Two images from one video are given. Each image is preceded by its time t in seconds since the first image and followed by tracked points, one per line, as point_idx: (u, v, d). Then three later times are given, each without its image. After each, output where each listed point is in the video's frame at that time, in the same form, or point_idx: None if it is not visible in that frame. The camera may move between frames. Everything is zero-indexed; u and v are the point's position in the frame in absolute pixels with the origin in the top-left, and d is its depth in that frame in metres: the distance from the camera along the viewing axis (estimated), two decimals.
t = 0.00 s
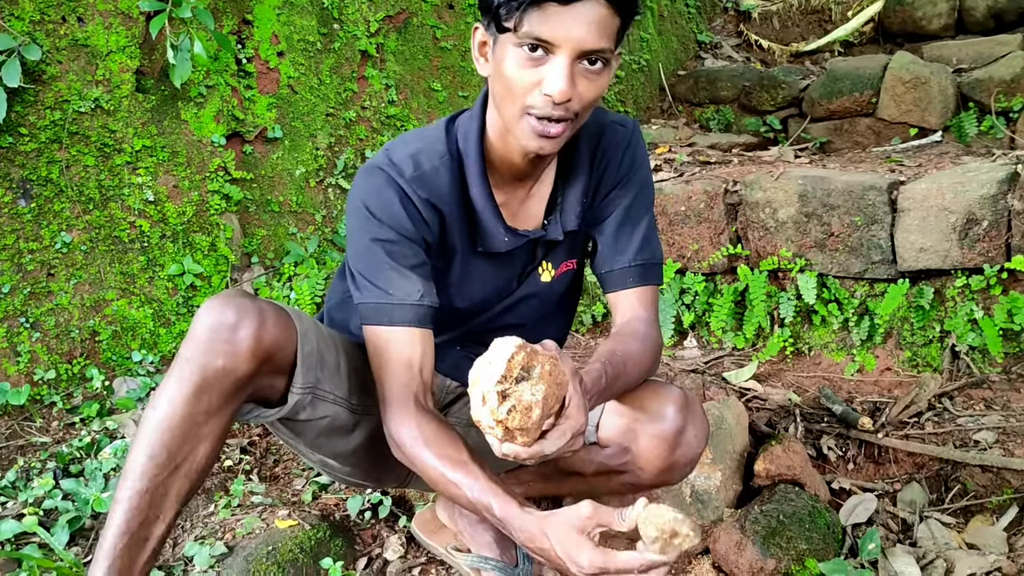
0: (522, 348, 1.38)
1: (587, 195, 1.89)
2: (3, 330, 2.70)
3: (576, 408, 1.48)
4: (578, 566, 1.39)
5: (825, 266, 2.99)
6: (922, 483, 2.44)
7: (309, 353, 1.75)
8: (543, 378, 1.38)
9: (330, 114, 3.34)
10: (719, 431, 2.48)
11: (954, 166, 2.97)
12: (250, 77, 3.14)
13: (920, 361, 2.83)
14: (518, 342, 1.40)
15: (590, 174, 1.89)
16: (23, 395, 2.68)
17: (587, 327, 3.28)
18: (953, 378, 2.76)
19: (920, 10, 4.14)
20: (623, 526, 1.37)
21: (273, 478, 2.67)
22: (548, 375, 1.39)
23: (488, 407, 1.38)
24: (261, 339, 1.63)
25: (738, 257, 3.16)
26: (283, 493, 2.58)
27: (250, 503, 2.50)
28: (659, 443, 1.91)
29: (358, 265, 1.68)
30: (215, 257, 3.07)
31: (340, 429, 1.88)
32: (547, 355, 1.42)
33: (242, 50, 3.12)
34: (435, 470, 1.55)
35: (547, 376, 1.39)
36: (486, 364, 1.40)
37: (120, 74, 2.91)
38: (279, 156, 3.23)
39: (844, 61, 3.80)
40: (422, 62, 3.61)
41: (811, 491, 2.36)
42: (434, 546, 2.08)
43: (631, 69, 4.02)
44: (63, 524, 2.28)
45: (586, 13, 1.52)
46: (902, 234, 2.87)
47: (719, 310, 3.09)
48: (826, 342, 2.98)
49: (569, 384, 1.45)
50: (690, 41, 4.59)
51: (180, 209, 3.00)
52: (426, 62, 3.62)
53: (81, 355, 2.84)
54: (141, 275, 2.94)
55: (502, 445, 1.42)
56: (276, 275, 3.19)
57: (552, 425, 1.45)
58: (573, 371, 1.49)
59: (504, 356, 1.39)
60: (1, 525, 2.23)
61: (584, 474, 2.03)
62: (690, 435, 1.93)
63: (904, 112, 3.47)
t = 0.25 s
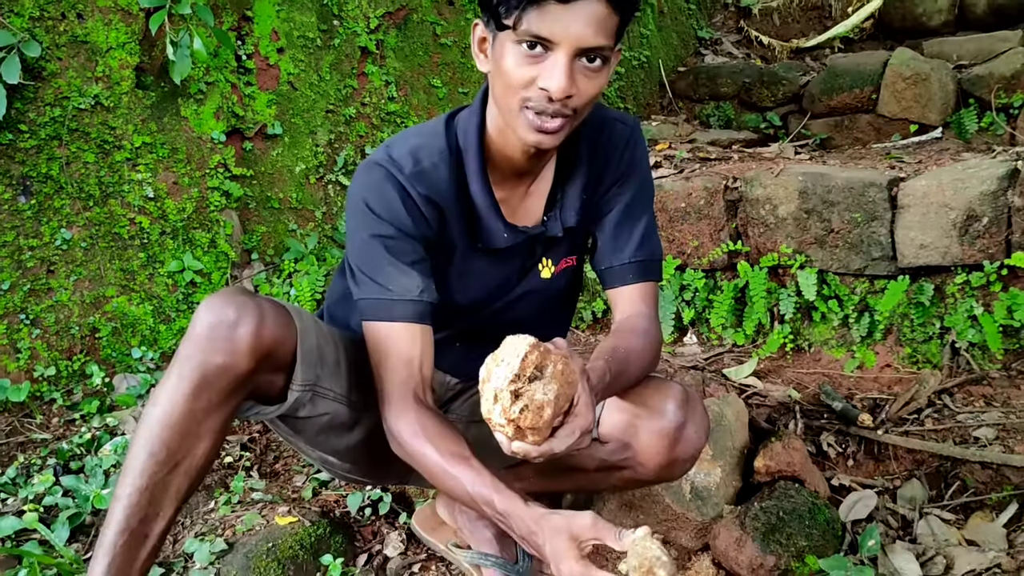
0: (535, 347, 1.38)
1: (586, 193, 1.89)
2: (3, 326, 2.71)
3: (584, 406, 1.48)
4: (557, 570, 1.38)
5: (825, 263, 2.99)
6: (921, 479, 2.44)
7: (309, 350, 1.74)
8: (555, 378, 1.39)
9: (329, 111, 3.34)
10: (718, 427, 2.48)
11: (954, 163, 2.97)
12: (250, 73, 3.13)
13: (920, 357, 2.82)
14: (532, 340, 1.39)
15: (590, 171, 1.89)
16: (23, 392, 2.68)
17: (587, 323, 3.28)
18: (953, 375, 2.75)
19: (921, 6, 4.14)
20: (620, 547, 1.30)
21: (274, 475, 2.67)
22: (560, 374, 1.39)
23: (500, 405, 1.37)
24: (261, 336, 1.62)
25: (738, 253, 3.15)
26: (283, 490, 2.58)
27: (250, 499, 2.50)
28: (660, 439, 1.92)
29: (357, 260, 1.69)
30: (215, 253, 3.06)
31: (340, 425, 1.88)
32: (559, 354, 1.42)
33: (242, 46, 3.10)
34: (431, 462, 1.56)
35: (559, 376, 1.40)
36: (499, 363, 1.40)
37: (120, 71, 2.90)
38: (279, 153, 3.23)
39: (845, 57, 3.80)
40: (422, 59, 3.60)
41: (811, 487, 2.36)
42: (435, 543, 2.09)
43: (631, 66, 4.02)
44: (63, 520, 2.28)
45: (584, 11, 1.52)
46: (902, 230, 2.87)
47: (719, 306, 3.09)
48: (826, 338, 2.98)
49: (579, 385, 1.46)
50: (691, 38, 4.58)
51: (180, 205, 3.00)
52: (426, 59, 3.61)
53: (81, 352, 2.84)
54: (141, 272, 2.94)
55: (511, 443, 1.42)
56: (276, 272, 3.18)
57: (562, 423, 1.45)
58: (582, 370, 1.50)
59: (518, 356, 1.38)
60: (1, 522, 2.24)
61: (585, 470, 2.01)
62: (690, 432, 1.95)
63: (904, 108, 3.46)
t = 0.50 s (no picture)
0: (536, 347, 1.35)
1: (587, 189, 1.86)
2: None
3: (585, 405, 1.46)
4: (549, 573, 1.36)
5: (829, 259, 2.97)
6: (925, 478, 2.41)
7: (306, 349, 1.72)
8: (555, 378, 1.36)
9: (327, 106, 3.29)
10: (721, 425, 2.45)
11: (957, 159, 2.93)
12: (247, 68, 3.09)
13: (924, 355, 2.79)
14: (532, 340, 1.36)
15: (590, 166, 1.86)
16: (19, 390, 2.66)
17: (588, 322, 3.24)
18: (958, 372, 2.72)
19: None
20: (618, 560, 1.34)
21: (271, 473, 2.64)
22: (561, 374, 1.36)
23: (500, 406, 1.34)
24: (258, 334, 1.60)
25: (741, 250, 3.09)
26: (281, 489, 2.56)
27: (247, 499, 2.47)
28: (662, 437, 1.90)
29: (356, 257, 1.67)
30: (212, 249, 3.03)
31: (338, 425, 1.85)
32: (559, 353, 1.38)
33: (239, 40, 3.07)
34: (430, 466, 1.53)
35: (559, 376, 1.36)
36: (498, 362, 1.36)
37: (115, 66, 2.86)
38: (276, 148, 3.19)
39: (848, 51, 3.77)
40: (421, 52, 3.52)
41: (815, 487, 2.33)
42: (434, 543, 2.06)
43: (633, 60, 3.97)
44: (59, 520, 2.26)
45: (596, 17, 1.50)
46: (906, 227, 2.84)
47: (721, 303, 3.03)
48: (829, 335, 2.92)
49: (578, 383, 1.42)
50: (693, 32, 4.53)
51: (176, 201, 2.96)
52: (425, 52, 3.53)
53: (77, 350, 2.81)
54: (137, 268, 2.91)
55: (511, 443, 1.39)
56: (273, 268, 3.15)
57: (563, 423, 1.42)
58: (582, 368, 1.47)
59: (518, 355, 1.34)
60: None
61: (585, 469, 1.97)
62: (692, 430, 1.92)
63: (908, 103, 3.43)
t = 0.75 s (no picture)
0: (526, 340, 1.36)
1: (586, 187, 1.88)
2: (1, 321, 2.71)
3: (578, 397, 1.47)
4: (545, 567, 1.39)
5: (827, 257, 2.96)
6: (923, 474, 2.43)
7: (307, 346, 1.74)
8: (546, 371, 1.36)
9: (328, 105, 3.31)
10: (720, 422, 2.46)
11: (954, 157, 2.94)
12: (248, 67, 3.11)
13: (922, 352, 2.81)
14: (522, 334, 1.37)
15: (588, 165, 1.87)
16: (22, 387, 2.68)
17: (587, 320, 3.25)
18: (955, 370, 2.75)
19: None
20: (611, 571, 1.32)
21: (273, 470, 2.66)
22: (552, 367, 1.36)
23: (492, 400, 1.36)
24: (259, 332, 1.61)
25: (740, 248, 3.11)
26: (282, 486, 2.57)
27: (249, 495, 2.49)
28: (660, 433, 1.91)
29: (359, 260, 1.67)
30: (214, 248, 3.05)
31: (340, 421, 1.87)
32: (550, 347, 1.39)
33: (240, 40, 3.08)
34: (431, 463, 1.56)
35: (551, 368, 1.37)
36: (488, 357, 1.38)
37: (117, 65, 2.88)
38: (278, 147, 3.20)
39: (847, 50, 3.79)
40: (421, 51, 3.55)
41: (812, 483, 2.36)
42: (434, 539, 2.12)
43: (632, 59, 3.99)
44: (62, 516, 2.27)
45: (607, 43, 1.48)
46: (903, 224, 2.85)
47: (720, 301, 3.05)
48: (828, 333, 2.94)
49: (569, 376, 1.43)
50: (692, 31, 4.54)
51: (178, 200, 2.98)
52: (426, 51, 3.57)
53: (79, 347, 2.83)
54: (139, 267, 2.93)
55: (505, 436, 1.41)
56: (274, 267, 3.16)
57: (555, 417, 1.43)
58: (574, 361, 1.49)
59: (507, 350, 1.36)
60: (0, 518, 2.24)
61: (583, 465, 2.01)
62: (689, 425, 1.93)
63: (906, 102, 3.45)
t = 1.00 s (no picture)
0: (521, 342, 1.34)
1: (586, 185, 1.88)
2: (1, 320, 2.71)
3: (575, 397, 1.48)
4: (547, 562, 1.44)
5: (827, 255, 2.96)
6: (923, 473, 2.43)
7: (307, 345, 1.74)
8: (541, 371, 1.36)
9: (329, 103, 3.30)
10: (720, 420, 2.46)
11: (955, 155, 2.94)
12: (248, 65, 3.10)
13: (922, 350, 2.81)
14: (517, 335, 1.35)
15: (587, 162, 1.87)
16: (22, 386, 2.69)
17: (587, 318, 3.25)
18: (956, 367, 2.74)
19: None
20: None
21: (273, 468, 2.66)
22: (547, 368, 1.36)
23: (488, 403, 1.34)
24: (258, 329, 1.62)
25: (740, 246, 3.11)
26: (283, 484, 2.58)
27: (250, 494, 2.49)
28: (658, 429, 1.91)
29: (372, 265, 1.65)
30: (214, 246, 3.05)
31: (341, 420, 1.87)
32: (544, 348, 1.38)
33: (240, 38, 3.07)
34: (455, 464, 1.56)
35: (546, 369, 1.36)
36: (484, 359, 1.35)
37: (118, 63, 2.88)
38: (278, 145, 3.20)
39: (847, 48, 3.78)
40: (421, 50, 3.55)
41: (812, 481, 2.36)
42: (434, 537, 2.11)
43: (632, 57, 3.99)
44: (63, 515, 2.28)
45: (597, 38, 1.48)
46: (904, 223, 2.85)
47: (720, 299, 3.04)
48: (828, 331, 2.94)
49: (564, 375, 1.43)
50: (692, 30, 4.54)
51: (178, 198, 2.98)
52: (426, 50, 3.57)
53: (80, 346, 2.83)
54: (139, 265, 2.93)
55: (502, 438, 1.40)
56: (275, 265, 3.16)
57: (552, 417, 1.44)
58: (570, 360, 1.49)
59: (503, 351, 1.33)
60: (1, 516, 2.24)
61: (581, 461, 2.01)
62: (688, 422, 1.92)
63: (907, 100, 3.44)
